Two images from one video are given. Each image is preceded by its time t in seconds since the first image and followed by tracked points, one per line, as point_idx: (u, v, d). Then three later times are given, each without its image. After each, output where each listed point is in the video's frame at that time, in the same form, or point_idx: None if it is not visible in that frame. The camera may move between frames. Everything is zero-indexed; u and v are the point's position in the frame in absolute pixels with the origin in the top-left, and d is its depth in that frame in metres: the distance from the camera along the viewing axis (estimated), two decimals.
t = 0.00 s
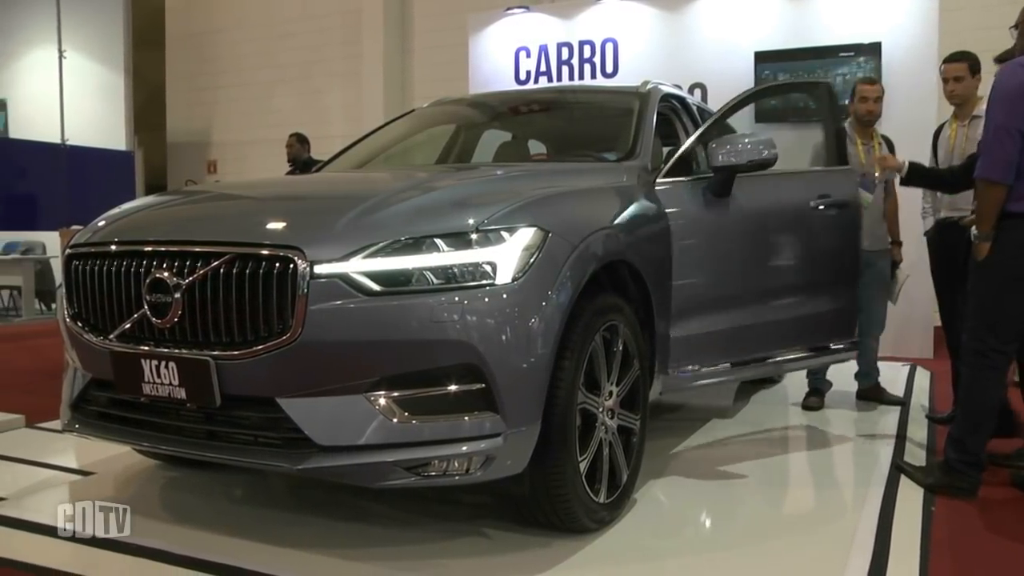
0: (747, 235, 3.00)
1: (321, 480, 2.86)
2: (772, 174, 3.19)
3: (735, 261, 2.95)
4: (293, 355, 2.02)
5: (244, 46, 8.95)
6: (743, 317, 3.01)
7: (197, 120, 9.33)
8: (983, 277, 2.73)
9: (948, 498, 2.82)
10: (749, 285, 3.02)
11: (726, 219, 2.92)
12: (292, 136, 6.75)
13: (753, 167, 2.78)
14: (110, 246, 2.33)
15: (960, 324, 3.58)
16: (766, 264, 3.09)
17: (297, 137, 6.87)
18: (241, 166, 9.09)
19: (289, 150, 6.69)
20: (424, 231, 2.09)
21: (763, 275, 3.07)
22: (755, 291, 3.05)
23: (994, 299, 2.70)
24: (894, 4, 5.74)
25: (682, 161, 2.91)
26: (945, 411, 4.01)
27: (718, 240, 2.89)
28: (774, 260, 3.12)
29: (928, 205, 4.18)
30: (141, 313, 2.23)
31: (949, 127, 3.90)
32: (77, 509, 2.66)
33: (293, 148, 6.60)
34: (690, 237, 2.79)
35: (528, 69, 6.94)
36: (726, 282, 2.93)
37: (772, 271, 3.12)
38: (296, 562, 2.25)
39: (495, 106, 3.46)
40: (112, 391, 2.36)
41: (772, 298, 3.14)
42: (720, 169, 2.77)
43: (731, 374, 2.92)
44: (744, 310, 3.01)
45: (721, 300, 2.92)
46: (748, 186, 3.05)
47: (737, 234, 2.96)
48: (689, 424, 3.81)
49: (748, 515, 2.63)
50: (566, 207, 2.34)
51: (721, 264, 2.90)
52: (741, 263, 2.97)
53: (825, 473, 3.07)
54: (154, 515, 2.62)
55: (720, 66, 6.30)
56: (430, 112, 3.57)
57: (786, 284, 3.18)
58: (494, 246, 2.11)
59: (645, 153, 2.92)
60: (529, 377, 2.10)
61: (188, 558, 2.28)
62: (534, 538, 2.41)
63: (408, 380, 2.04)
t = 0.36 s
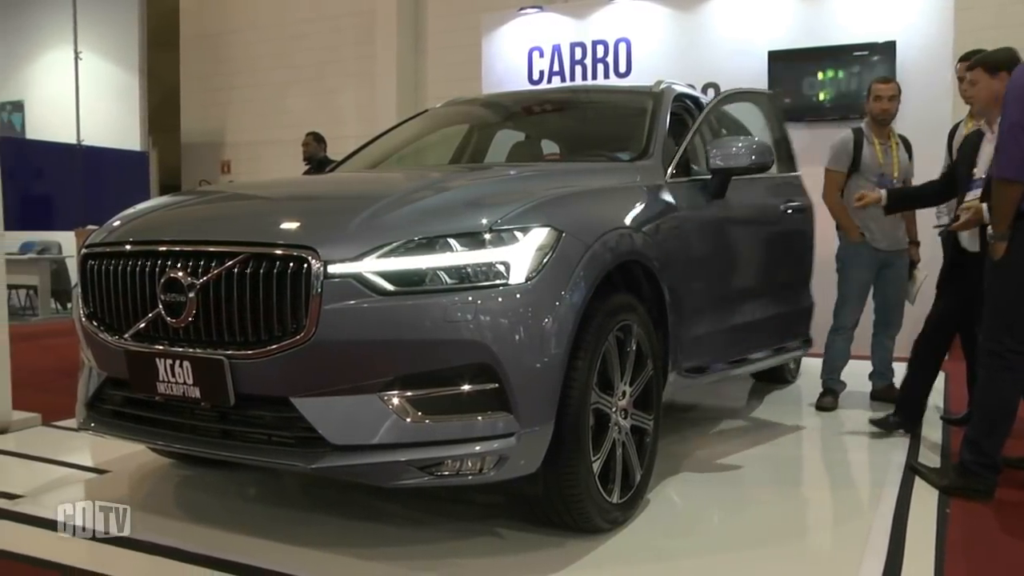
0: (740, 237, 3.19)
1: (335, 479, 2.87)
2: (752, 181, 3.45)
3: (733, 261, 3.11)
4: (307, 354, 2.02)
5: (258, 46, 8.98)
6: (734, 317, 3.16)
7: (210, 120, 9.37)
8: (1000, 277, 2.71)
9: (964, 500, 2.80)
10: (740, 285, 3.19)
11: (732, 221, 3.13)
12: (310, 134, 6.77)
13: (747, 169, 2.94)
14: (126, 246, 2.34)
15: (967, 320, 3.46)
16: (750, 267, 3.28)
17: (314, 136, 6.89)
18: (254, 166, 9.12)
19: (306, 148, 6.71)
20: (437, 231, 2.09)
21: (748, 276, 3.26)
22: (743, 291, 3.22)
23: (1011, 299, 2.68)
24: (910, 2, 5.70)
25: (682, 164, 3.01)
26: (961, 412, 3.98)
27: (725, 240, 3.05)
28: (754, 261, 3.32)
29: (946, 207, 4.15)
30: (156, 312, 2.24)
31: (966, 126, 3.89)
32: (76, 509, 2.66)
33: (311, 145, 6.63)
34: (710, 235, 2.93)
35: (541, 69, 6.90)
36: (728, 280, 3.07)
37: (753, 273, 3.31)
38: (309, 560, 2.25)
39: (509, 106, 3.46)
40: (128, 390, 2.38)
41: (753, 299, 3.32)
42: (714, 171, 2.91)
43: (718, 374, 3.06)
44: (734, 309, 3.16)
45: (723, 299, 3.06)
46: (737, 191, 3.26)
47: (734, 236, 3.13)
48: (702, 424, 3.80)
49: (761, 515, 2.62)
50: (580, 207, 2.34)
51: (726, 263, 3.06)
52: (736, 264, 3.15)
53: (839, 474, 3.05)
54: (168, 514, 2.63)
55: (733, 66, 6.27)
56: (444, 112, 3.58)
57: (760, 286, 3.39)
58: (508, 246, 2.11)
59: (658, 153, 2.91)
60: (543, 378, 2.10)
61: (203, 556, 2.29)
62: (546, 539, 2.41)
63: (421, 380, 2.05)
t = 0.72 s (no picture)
0: (742, 238, 3.19)
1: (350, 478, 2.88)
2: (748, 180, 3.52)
3: (735, 261, 3.11)
4: (324, 353, 2.03)
5: (274, 47, 9.02)
6: (734, 316, 3.16)
7: (227, 121, 9.42)
8: None
9: (985, 502, 2.77)
10: (741, 285, 3.19)
11: (735, 223, 3.14)
12: (317, 136, 6.79)
13: (743, 172, 2.93)
14: (144, 246, 2.36)
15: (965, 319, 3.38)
16: (750, 267, 3.28)
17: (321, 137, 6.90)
18: (271, 167, 9.16)
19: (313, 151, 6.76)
20: (454, 231, 2.10)
21: (748, 276, 3.26)
22: (743, 291, 3.22)
23: None
24: None
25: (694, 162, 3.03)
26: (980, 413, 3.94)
27: (729, 241, 3.05)
28: (753, 260, 3.32)
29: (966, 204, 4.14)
30: (174, 311, 2.25)
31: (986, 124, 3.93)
32: (76, 509, 2.67)
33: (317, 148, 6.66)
34: (717, 236, 2.94)
35: (557, 68, 6.89)
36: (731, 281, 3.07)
37: (752, 273, 3.31)
38: (326, 558, 2.27)
39: (525, 107, 3.46)
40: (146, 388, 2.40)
41: (751, 298, 3.32)
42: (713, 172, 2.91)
43: (713, 374, 3.06)
44: (735, 309, 3.15)
45: (727, 300, 3.06)
46: (737, 192, 3.28)
47: (737, 237, 3.13)
48: (718, 425, 3.78)
49: (777, 516, 2.61)
50: (597, 207, 2.34)
51: (730, 264, 3.06)
52: (738, 265, 3.15)
53: (856, 474, 3.04)
54: (186, 512, 2.65)
55: (750, 65, 6.25)
56: (461, 113, 3.58)
57: (758, 284, 3.40)
58: (525, 245, 2.11)
59: (675, 153, 2.90)
60: (560, 377, 2.10)
61: (221, 554, 2.30)
62: (562, 538, 2.41)
63: (438, 379, 2.05)
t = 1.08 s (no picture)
0: (759, 238, 3.17)
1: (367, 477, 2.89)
2: (766, 180, 3.51)
3: (752, 261, 3.09)
4: (342, 352, 2.04)
5: (291, 48, 9.06)
6: (751, 316, 3.14)
7: (244, 121, 9.46)
8: None
9: (1005, 505, 2.75)
10: (758, 285, 3.17)
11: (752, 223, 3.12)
12: (309, 141, 6.82)
13: (760, 171, 2.92)
14: (163, 245, 2.37)
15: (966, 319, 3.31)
16: (767, 267, 3.26)
17: (314, 141, 6.92)
18: (287, 166, 9.19)
19: (307, 156, 6.79)
20: (471, 231, 2.10)
21: (765, 276, 3.24)
22: (760, 291, 3.20)
23: None
24: None
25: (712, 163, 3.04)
26: (1000, 415, 3.91)
27: (746, 241, 3.04)
28: (770, 260, 3.30)
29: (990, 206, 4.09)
30: (192, 310, 2.27)
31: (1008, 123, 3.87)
32: (77, 509, 2.66)
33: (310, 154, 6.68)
34: (734, 236, 2.92)
35: (574, 68, 6.88)
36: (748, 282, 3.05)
37: (769, 272, 3.30)
38: (344, 557, 2.27)
39: (543, 106, 3.46)
40: (166, 387, 2.42)
41: (768, 298, 3.31)
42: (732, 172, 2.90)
43: (730, 374, 3.05)
44: (752, 309, 3.14)
45: (744, 301, 3.04)
46: (754, 190, 3.26)
47: (754, 237, 3.11)
48: (736, 425, 3.77)
49: (795, 517, 2.59)
50: (614, 207, 2.34)
51: (747, 264, 3.04)
52: (755, 265, 3.13)
53: (874, 475, 3.01)
54: (205, 510, 2.66)
55: (768, 64, 6.22)
56: (479, 113, 3.59)
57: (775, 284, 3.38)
58: (543, 245, 2.11)
59: (693, 153, 2.89)
60: (577, 377, 2.10)
61: (240, 551, 2.32)
62: (580, 538, 2.41)
63: (455, 379, 2.05)
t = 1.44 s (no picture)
0: (775, 238, 3.17)
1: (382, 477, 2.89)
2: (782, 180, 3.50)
3: (768, 262, 3.09)
4: (357, 352, 2.05)
5: (305, 48, 9.10)
6: (767, 316, 3.13)
7: (258, 121, 9.50)
8: None
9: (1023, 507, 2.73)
10: (774, 285, 3.17)
11: (768, 223, 3.11)
12: (308, 142, 6.89)
13: (775, 170, 2.91)
14: (180, 245, 2.39)
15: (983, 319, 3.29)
16: (783, 266, 3.26)
17: (314, 141, 6.97)
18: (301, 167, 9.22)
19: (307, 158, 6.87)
20: (486, 230, 2.10)
21: (781, 276, 3.23)
22: (776, 291, 3.19)
23: None
24: None
25: (727, 162, 3.03)
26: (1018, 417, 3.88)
27: (762, 242, 3.03)
28: (786, 261, 3.30)
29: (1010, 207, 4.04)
30: (208, 309, 2.28)
31: None
32: (77, 509, 2.66)
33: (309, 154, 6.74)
34: (749, 236, 2.91)
35: (588, 68, 6.86)
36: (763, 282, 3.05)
37: (785, 272, 3.29)
38: (359, 556, 2.28)
39: (557, 106, 3.46)
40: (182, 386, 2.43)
41: (784, 297, 3.30)
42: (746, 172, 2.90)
43: (744, 375, 3.04)
44: (768, 309, 3.14)
45: (760, 302, 3.03)
46: (770, 190, 3.25)
47: (769, 237, 3.11)
48: (751, 425, 3.75)
49: (810, 518, 2.58)
50: (630, 207, 2.34)
51: (762, 265, 3.03)
52: (771, 265, 3.12)
53: (890, 477, 3.00)
54: (221, 509, 2.68)
55: (783, 63, 6.19)
56: (494, 112, 3.59)
57: (791, 284, 3.37)
58: (558, 245, 2.11)
59: (708, 152, 2.89)
60: (592, 377, 2.10)
61: (255, 550, 2.33)
62: (594, 538, 2.41)
63: (470, 379, 2.05)
